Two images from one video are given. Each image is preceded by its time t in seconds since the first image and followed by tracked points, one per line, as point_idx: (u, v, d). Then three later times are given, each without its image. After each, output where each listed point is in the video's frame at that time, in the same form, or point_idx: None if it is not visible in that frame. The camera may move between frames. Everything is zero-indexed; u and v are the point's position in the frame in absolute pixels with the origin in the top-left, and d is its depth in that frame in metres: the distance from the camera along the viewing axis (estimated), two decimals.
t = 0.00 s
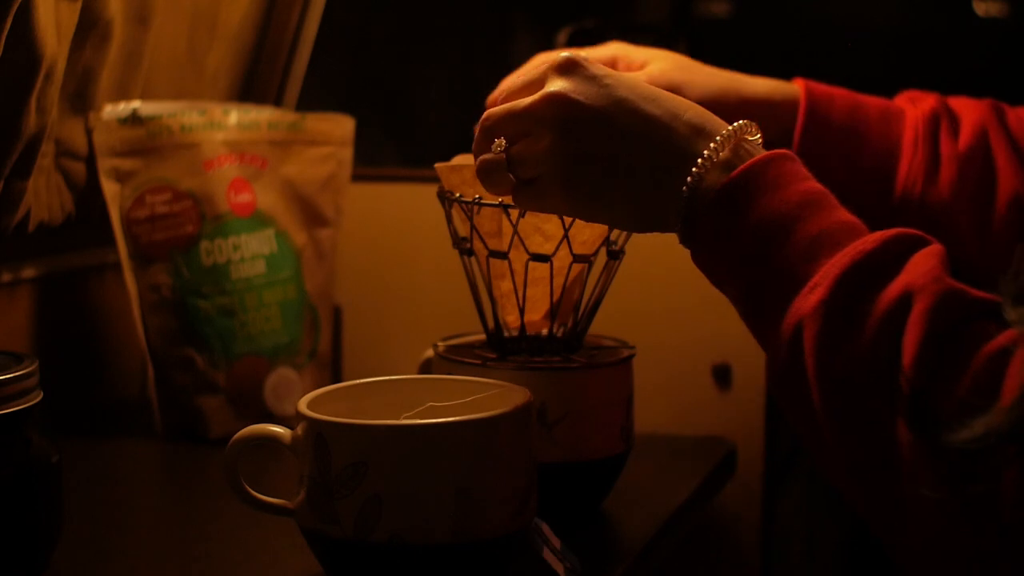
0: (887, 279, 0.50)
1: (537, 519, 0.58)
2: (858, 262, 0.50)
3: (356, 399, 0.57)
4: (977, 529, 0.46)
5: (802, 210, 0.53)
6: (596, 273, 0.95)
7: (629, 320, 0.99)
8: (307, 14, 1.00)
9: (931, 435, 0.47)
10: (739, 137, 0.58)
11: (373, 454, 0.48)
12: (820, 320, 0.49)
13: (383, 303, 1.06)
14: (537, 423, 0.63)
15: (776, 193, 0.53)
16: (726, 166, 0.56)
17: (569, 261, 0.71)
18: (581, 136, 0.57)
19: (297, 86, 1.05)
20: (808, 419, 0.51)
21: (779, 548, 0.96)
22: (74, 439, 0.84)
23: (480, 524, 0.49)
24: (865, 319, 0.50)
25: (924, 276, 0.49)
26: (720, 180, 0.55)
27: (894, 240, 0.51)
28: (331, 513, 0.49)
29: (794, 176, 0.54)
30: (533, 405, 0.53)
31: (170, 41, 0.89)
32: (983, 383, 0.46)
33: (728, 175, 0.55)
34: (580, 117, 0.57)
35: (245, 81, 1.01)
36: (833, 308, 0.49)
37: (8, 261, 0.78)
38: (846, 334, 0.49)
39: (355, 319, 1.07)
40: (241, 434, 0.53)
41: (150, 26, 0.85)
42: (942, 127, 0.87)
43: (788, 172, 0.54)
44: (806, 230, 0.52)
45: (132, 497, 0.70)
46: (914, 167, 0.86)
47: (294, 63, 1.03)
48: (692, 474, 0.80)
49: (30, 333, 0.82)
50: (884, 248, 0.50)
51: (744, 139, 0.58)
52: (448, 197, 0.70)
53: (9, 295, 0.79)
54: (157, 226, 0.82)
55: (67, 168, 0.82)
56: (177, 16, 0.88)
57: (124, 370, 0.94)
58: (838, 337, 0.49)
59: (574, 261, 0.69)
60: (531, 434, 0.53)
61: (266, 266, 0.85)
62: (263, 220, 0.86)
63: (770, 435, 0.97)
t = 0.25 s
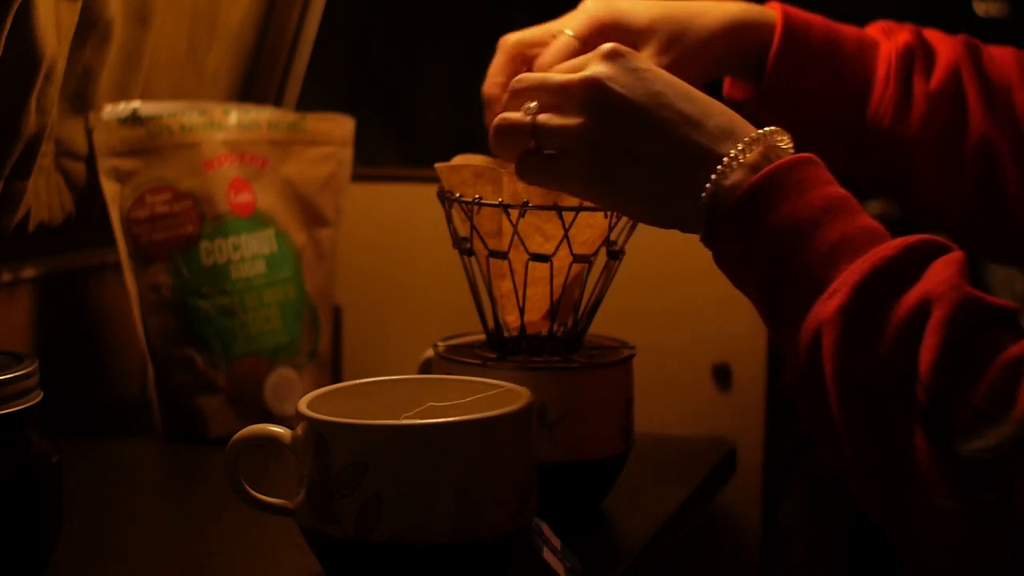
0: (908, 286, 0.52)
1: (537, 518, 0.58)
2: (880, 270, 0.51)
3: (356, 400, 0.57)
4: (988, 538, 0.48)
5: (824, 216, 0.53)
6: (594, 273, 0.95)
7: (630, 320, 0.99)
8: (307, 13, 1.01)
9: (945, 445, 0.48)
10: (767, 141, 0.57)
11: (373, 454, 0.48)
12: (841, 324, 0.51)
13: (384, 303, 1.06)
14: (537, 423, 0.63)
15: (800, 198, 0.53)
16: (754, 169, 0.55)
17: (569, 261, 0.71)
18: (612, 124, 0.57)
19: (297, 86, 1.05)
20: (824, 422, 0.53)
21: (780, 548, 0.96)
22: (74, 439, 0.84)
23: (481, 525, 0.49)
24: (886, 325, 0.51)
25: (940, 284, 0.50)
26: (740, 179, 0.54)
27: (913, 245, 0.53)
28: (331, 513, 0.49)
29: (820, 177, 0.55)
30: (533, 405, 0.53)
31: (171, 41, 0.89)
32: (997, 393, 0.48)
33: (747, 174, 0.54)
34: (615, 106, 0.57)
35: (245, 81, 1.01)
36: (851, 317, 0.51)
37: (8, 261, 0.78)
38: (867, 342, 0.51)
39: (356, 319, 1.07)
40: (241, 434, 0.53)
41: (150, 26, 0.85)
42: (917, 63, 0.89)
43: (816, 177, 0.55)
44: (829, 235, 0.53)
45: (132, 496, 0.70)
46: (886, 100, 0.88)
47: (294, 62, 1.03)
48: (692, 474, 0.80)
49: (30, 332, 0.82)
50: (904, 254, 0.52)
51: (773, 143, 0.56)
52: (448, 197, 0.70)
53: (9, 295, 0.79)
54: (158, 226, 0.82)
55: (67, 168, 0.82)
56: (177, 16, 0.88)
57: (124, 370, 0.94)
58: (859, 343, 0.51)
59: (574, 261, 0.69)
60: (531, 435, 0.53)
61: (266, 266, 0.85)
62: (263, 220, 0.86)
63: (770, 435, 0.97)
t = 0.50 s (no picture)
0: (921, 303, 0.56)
1: (536, 518, 0.58)
2: (892, 290, 0.55)
3: (356, 399, 0.57)
4: None
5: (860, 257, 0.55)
6: (593, 272, 0.96)
7: (630, 318, 0.99)
8: (305, 15, 1.01)
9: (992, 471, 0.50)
10: (800, 170, 0.58)
11: (372, 454, 0.48)
12: (849, 354, 0.55)
13: (383, 303, 1.06)
14: (536, 422, 0.63)
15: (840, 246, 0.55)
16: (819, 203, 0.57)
17: (568, 261, 0.71)
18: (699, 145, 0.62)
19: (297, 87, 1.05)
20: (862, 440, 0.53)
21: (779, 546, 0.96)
22: (74, 441, 0.84)
23: (481, 525, 0.49)
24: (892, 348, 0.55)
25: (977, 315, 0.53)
26: (814, 237, 0.56)
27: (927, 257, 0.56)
28: (331, 513, 0.49)
29: (860, 181, 0.57)
30: (533, 404, 0.53)
31: (170, 43, 0.89)
32: None
33: (821, 232, 0.56)
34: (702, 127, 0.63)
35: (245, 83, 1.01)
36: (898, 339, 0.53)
37: (7, 262, 0.78)
38: (873, 367, 0.55)
39: (356, 320, 1.07)
40: (240, 434, 0.53)
41: (148, 27, 0.85)
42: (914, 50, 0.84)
43: (851, 183, 0.57)
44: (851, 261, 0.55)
45: (130, 496, 0.70)
46: (881, 111, 0.79)
47: (293, 62, 1.03)
48: (691, 474, 0.80)
49: (30, 334, 0.82)
50: (921, 275, 0.55)
51: (812, 173, 0.57)
52: (447, 197, 0.70)
53: (9, 297, 0.79)
54: (157, 227, 0.82)
55: (67, 169, 0.82)
56: (176, 17, 0.88)
57: (124, 373, 0.94)
58: (866, 368, 0.55)
59: (574, 261, 0.70)
60: (530, 434, 0.53)
61: (267, 267, 0.85)
62: (264, 221, 0.86)
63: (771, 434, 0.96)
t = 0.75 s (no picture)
0: (892, 322, 0.55)
1: (536, 519, 0.58)
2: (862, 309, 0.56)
3: (356, 399, 0.57)
4: None
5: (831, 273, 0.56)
6: (593, 272, 0.96)
7: (630, 317, 0.99)
8: (305, 15, 1.01)
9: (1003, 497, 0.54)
10: (774, 195, 0.58)
11: (372, 454, 0.48)
12: (815, 375, 0.56)
13: (384, 303, 1.06)
14: (536, 423, 0.63)
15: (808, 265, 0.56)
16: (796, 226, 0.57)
17: (568, 261, 0.71)
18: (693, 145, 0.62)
19: (297, 88, 1.05)
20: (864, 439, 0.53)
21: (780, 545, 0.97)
22: (74, 441, 0.84)
23: (481, 525, 0.49)
24: (862, 365, 0.56)
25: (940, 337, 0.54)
26: (791, 260, 0.57)
27: (896, 276, 0.55)
28: (331, 513, 0.49)
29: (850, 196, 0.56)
30: (533, 404, 0.53)
31: (171, 44, 0.89)
32: None
33: (797, 254, 0.56)
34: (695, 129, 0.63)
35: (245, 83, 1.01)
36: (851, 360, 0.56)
37: (8, 262, 0.78)
38: (842, 385, 0.57)
39: (356, 320, 1.07)
40: (240, 435, 0.53)
41: (147, 27, 0.85)
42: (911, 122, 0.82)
43: (828, 207, 0.57)
44: (821, 281, 0.56)
45: (130, 497, 0.70)
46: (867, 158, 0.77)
47: (293, 62, 1.03)
48: (692, 474, 0.80)
49: (30, 334, 0.82)
50: (888, 295, 0.54)
51: (789, 197, 0.57)
52: (447, 197, 0.70)
53: (9, 297, 0.79)
54: (157, 227, 0.82)
55: (67, 169, 0.82)
56: (176, 17, 0.88)
57: (123, 373, 0.95)
58: (834, 387, 0.57)
59: (574, 261, 0.70)
60: (530, 434, 0.53)
61: (267, 267, 0.85)
62: (264, 221, 0.86)
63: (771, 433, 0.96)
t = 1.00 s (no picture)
0: (871, 324, 0.54)
1: (535, 519, 0.58)
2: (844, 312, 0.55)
3: (356, 398, 0.57)
4: None
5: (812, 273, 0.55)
6: (593, 272, 0.96)
7: (629, 318, 0.99)
8: (305, 15, 1.01)
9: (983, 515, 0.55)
10: (751, 197, 0.56)
11: (372, 454, 0.48)
12: (794, 378, 0.55)
13: (384, 303, 1.06)
14: (536, 422, 0.63)
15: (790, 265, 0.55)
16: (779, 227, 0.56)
17: (568, 261, 0.71)
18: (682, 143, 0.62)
19: (297, 88, 1.05)
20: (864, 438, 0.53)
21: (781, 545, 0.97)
22: (74, 441, 0.84)
23: (481, 525, 0.49)
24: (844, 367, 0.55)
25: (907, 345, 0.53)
26: (767, 262, 0.55)
27: (878, 279, 0.54)
28: (331, 513, 0.49)
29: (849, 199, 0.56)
30: (533, 404, 0.53)
31: (171, 44, 0.89)
32: None
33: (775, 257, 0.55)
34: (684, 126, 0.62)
35: (244, 83, 1.01)
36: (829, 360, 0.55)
37: (8, 262, 0.78)
38: (824, 385, 0.55)
39: (356, 320, 1.07)
40: (240, 435, 0.53)
41: (148, 27, 0.85)
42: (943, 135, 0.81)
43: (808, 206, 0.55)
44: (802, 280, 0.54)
45: (130, 497, 0.70)
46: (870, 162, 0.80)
47: (293, 62, 1.03)
48: (692, 474, 0.80)
49: (30, 334, 0.82)
50: (870, 299, 0.53)
51: (768, 200, 0.55)
52: (447, 197, 0.70)
53: (9, 297, 0.79)
54: (157, 227, 0.82)
55: (67, 169, 0.82)
56: (176, 17, 0.88)
57: (124, 373, 0.95)
58: (816, 388, 0.55)
59: (574, 261, 0.70)
60: (530, 434, 0.53)
61: (267, 267, 0.85)
62: (264, 221, 0.86)
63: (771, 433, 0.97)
